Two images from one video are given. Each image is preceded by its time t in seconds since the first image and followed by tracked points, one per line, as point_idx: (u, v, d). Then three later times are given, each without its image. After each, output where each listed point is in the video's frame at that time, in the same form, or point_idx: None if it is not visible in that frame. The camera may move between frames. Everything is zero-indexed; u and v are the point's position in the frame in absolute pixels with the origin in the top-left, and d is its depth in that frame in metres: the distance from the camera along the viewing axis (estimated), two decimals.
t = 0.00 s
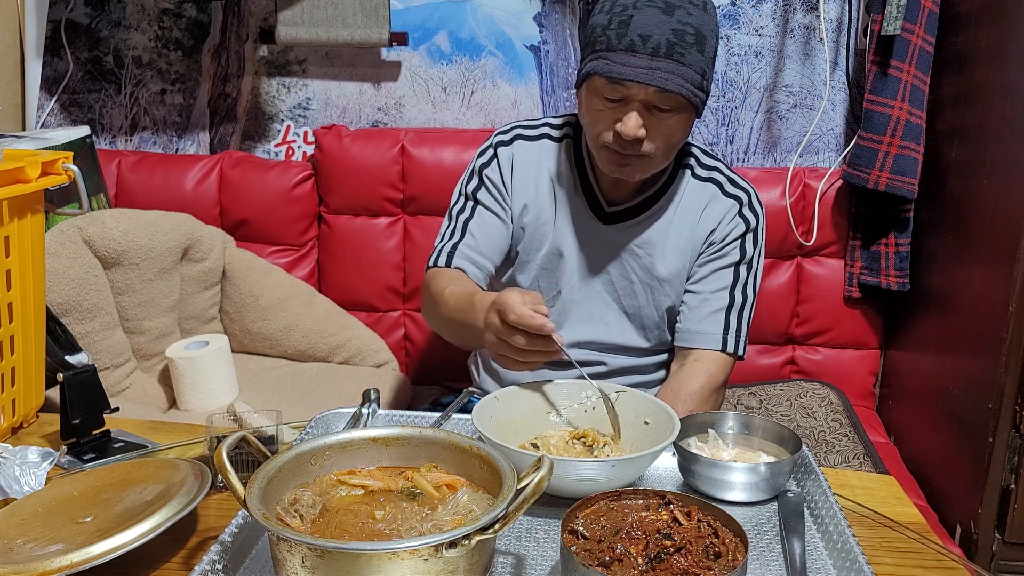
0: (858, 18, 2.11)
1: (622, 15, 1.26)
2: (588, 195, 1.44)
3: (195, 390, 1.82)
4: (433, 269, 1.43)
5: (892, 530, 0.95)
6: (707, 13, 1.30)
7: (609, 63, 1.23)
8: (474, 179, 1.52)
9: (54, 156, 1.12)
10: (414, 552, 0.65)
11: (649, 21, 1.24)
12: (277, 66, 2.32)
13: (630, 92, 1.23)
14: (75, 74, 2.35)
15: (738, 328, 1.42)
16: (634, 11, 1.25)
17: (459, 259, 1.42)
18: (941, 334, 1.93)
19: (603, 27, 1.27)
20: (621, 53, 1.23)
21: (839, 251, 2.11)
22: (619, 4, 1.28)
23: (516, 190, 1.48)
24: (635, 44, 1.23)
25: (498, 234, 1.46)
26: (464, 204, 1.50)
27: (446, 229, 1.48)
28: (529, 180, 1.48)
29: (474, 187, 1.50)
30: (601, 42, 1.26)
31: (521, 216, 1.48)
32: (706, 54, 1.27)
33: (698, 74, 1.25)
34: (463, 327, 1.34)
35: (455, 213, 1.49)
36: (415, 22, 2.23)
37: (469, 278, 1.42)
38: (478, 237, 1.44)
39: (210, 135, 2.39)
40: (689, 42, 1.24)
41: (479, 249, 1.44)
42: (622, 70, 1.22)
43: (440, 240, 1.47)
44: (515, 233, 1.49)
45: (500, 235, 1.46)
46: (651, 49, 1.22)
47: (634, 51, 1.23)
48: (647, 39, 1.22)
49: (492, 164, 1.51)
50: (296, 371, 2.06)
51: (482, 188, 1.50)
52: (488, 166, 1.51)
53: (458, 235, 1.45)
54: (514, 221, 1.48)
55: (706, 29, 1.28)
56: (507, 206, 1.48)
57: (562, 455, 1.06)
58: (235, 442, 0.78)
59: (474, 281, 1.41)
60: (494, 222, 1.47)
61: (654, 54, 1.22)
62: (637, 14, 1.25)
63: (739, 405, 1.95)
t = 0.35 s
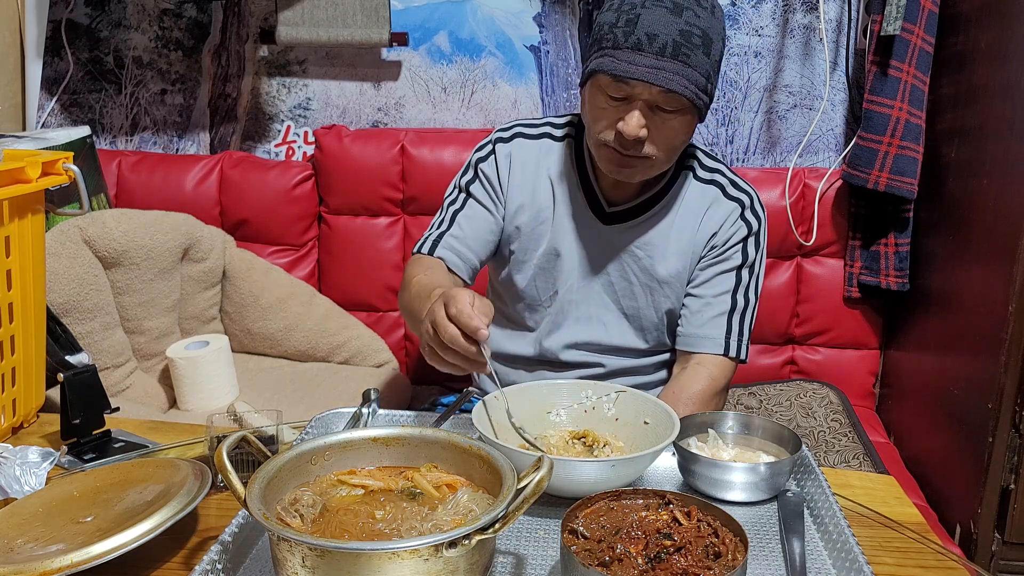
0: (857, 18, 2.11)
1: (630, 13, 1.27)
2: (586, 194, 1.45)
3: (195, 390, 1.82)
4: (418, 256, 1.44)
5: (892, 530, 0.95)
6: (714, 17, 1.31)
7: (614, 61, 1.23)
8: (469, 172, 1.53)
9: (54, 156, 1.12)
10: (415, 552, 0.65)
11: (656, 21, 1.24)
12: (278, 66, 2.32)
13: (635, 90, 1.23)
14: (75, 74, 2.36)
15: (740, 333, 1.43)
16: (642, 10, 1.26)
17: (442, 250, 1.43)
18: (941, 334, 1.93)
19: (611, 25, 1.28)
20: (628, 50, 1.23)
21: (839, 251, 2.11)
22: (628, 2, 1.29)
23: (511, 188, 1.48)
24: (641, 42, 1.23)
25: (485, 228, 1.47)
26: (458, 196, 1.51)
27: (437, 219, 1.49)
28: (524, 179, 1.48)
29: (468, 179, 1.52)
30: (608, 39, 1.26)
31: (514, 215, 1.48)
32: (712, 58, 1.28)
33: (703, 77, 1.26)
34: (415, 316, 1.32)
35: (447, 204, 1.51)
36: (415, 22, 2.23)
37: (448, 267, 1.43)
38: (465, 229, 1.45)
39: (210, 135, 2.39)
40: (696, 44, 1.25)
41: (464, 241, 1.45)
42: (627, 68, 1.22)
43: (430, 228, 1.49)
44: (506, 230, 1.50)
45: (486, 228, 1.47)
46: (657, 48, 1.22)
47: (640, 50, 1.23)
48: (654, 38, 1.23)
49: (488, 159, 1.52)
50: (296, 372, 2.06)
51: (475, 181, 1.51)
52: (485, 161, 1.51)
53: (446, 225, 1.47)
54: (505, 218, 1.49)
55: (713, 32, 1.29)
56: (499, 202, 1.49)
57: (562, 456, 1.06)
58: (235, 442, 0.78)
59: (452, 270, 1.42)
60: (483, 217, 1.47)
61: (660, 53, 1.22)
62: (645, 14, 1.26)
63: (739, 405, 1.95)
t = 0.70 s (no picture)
0: (858, 18, 2.11)
1: (627, 17, 1.26)
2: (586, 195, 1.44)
3: (195, 390, 1.82)
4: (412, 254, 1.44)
5: (892, 530, 0.95)
6: (713, 20, 1.30)
7: (610, 67, 1.23)
8: (467, 171, 1.52)
9: (54, 156, 1.12)
10: (415, 552, 0.65)
11: (653, 26, 1.24)
12: (278, 66, 2.32)
13: (631, 96, 1.23)
14: (75, 75, 2.36)
15: (741, 335, 1.43)
16: (639, 14, 1.25)
17: (438, 249, 1.43)
18: (941, 334, 1.93)
19: (607, 30, 1.28)
20: (624, 56, 1.23)
21: (839, 251, 2.11)
22: (625, 6, 1.28)
23: (509, 188, 1.48)
24: (637, 48, 1.22)
25: (482, 229, 1.47)
26: (455, 194, 1.51)
27: (433, 217, 1.49)
28: (522, 180, 1.48)
29: (467, 178, 1.51)
30: (605, 44, 1.26)
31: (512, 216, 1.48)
32: (709, 62, 1.27)
33: (700, 82, 1.25)
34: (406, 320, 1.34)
35: (444, 202, 1.50)
36: (415, 22, 2.23)
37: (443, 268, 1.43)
38: (462, 228, 1.45)
39: (210, 135, 2.39)
40: (693, 49, 1.25)
41: (461, 241, 1.45)
42: (623, 74, 1.21)
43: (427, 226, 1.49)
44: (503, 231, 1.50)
45: (483, 229, 1.46)
46: (654, 54, 1.22)
47: (636, 55, 1.22)
48: (651, 44, 1.22)
49: (487, 159, 1.51)
50: (296, 372, 2.06)
51: (474, 181, 1.51)
52: (484, 160, 1.51)
53: (443, 224, 1.46)
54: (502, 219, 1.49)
55: (711, 36, 1.28)
56: (496, 202, 1.49)
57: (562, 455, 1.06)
58: (235, 442, 0.78)
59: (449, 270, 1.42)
60: (480, 216, 1.47)
61: (656, 59, 1.22)
62: (642, 18, 1.25)
63: (739, 405, 1.95)
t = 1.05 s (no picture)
0: (858, 18, 2.11)
1: (619, 26, 1.25)
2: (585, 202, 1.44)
3: (195, 390, 1.82)
4: (411, 265, 1.48)
5: (892, 530, 0.95)
6: (707, 26, 1.28)
7: (604, 76, 1.22)
8: (465, 179, 1.53)
9: (54, 156, 1.12)
10: (414, 552, 0.65)
11: (645, 36, 1.22)
12: (278, 66, 2.32)
13: (625, 106, 1.22)
14: (75, 75, 2.36)
15: (743, 340, 1.42)
16: (631, 23, 1.24)
17: (435, 260, 1.46)
18: (941, 334, 1.93)
19: (600, 38, 1.26)
20: (617, 66, 1.22)
21: (839, 251, 2.11)
22: (618, 14, 1.27)
23: (506, 195, 1.49)
24: (630, 58, 1.21)
25: (480, 238, 1.47)
26: (452, 203, 1.52)
27: (431, 226, 1.50)
28: (519, 188, 1.48)
29: (463, 186, 1.52)
30: (598, 53, 1.25)
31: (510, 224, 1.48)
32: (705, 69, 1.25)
33: (695, 90, 1.23)
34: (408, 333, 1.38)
35: (442, 210, 1.52)
36: (415, 22, 2.23)
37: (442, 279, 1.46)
38: (459, 238, 1.46)
39: (210, 135, 2.39)
40: (686, 58, 1.23)
41: (458, 250, 1.46)
42: (616, 84, 1.20)
43: (425, 236, 1.50)
44: (502, 239, 1.50)
45: (481, 237, 1.47)
46: (646, 63, 1.20)
47: (629, 65, 1.21)
48: (644, 53, 1.21)
49: (484, 166, 1.52)
50: (296, 372, 2.05)
51: (471, 189, 1.52)
52: (481, 168, 1.52)
53: (440, 234, 1.48)
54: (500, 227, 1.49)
55: (705, 44, 1.26)
56: (494, 210, 1.49)
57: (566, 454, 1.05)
58: (235, 442, 0.78)
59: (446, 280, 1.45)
60: (477, 225, 1.48)
61: (649, 68, 1.20)
62: (634, 26, 1.24)
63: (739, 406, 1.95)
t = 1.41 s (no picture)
0: (858, 18, 2.10)
1: (605, 45, 1.09)
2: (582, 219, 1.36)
3: (195, 390, 1.82)
4: (396, 273, 1.39)
5: (892, 530, 0.95)
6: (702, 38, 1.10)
7: (590, 100, 1.08)
8: (457, 191, 1.45)
9: (54, 156, 1.12)
10: (414, 552, 0.65)
11: (632, 54, 1.06)
12: (278, 66, 2.32)
13: (616, 131, 1.09)
14: (75, 74, 2.36)
15: (752, 357, 1.34)
16: (617, 42, 1.08)
17: (421, 271, 1.37)
18: (941, 334, 1.93)
19: (586, 58, 1.11)
20: (603, 90, 1.07)
21: (839, 251, 2.11)
22: (605, 31, 1.10)
23: (499, 208, 1.41)
24: (617, 80, 1.06)
25: (469, 253, 1.40)
26: (443, 214, 1.44)
27: (419, 236, 1.43)
28: (514, 204, 1.40)
29: (455, 199, 1.44)
30: (584, 75, 1.10)
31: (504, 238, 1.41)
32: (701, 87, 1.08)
33: (692, 109, 1.07)
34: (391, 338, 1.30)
35: (431, 221, 1.44)
36: (415, 22, 2.23)
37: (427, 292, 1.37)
38: (447, 250, 1.38)
39: (210, 135, 2.39)
40: (679, 76, 1.06)
41: (446, 264, 1.38)
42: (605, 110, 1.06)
43: (411, 246, 1.43)
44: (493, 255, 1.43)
45: (471, 253, 1.40)
46: (634, 86, 1.05)
47: (616, 88, 1.06)
48: (631, 74, 1.05)
49: (478, 178, 1.43)
50: (296, 372, 2.06)
51: (463, 201, 1.44)
52: (474, 180, 1.43)
53: (428, 246, 1.40)
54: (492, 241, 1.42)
55: (699, 57, 1.09)
56: (486, 224, 1.41)
57: (566, 453, 1.04)
58: (235, 442, 0.78)
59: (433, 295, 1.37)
60: (467, 239, 1.40)
61: (638, 90, 1.05)
62: (620, 46, 1.07)
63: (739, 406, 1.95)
